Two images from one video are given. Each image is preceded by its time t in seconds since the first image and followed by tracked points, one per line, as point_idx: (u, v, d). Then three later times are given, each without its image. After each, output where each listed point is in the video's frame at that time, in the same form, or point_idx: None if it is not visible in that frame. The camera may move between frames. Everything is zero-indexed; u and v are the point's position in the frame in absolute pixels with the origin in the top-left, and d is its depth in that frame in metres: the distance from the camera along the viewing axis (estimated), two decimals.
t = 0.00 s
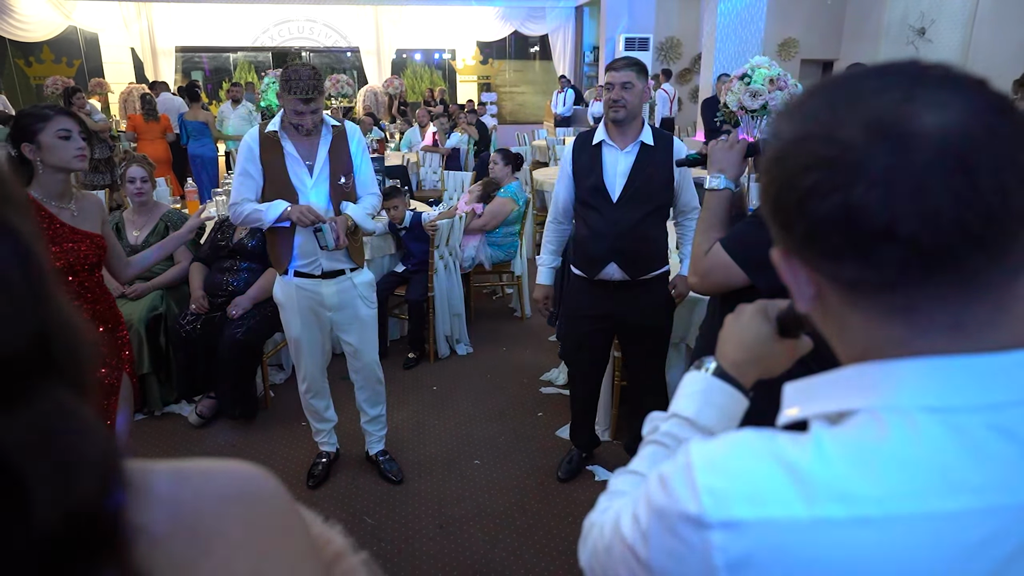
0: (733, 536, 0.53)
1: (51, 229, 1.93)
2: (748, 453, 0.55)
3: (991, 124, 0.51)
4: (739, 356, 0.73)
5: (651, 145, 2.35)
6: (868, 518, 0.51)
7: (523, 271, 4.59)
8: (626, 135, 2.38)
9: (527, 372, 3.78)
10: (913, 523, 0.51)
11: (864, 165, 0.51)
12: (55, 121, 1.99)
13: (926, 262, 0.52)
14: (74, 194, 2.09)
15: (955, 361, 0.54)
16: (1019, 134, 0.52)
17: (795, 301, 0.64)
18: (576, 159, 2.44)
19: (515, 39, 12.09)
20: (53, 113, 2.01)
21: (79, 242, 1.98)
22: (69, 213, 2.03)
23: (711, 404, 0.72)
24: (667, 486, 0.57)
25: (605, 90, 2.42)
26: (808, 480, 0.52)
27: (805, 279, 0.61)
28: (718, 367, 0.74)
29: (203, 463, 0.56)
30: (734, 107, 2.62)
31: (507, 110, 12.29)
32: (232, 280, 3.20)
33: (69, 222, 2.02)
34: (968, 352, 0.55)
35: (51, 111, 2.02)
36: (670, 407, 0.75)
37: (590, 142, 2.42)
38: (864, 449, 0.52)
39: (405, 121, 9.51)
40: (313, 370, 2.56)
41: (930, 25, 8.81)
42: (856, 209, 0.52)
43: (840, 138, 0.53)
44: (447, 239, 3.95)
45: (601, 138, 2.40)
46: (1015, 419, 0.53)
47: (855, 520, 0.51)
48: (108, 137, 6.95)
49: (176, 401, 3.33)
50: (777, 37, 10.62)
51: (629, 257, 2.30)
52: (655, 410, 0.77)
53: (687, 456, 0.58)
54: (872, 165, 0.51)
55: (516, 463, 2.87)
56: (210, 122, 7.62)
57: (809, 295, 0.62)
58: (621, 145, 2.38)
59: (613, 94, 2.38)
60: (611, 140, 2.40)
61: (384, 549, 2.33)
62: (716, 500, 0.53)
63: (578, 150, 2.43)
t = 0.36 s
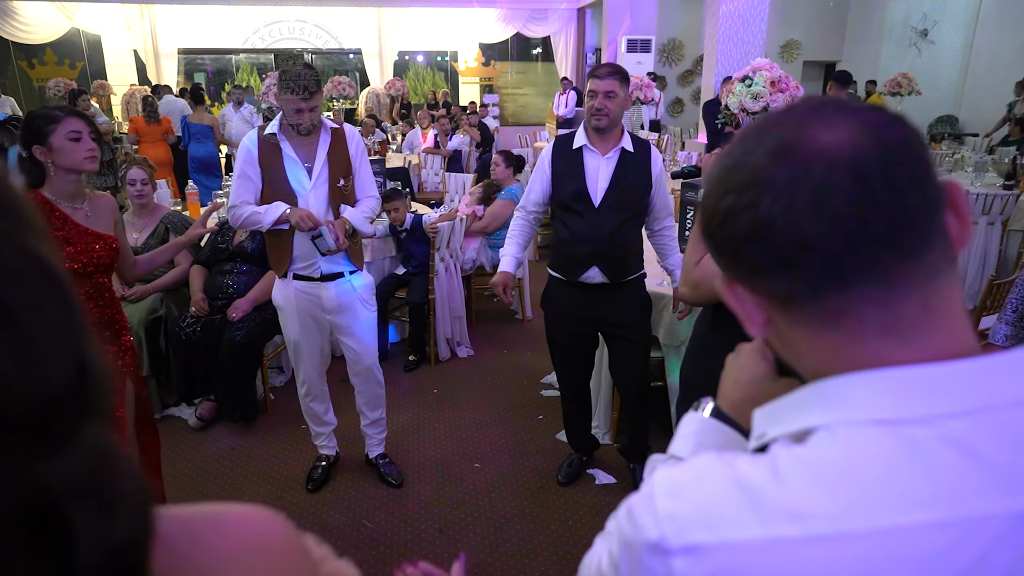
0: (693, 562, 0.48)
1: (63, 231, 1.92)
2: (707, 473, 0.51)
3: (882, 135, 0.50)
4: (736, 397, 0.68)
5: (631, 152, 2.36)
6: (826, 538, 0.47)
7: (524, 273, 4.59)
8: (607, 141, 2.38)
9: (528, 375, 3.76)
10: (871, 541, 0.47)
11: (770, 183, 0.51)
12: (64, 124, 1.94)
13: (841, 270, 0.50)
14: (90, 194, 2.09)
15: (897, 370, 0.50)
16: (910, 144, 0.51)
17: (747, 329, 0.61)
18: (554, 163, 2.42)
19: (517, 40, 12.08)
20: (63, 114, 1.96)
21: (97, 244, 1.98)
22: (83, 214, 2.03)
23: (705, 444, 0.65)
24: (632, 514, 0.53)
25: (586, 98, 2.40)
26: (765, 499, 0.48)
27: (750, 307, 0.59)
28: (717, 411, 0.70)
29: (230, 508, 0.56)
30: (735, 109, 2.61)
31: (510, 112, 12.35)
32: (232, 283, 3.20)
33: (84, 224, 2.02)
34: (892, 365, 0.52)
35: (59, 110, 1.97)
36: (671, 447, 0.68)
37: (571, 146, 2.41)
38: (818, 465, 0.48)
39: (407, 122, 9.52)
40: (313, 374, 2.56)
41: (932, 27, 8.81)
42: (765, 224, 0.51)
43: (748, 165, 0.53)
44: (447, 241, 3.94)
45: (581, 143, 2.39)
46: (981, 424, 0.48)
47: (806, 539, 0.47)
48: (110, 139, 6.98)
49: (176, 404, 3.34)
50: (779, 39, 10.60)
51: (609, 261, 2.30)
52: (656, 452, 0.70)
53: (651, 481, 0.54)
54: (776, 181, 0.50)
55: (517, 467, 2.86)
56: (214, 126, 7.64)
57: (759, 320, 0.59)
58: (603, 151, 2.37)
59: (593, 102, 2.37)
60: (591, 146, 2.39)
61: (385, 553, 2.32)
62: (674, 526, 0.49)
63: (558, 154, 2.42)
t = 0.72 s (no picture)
0: None
1: (58, 233, 1.93)
2: (665, 489, 0.50)
3: (817, 163, 0.49)
4: (733, 415, 0.66)
5: (619, 150, 2.35)
6: (775, 552, 0.46)
7: (520, 276, 4.58)
8: (596, 139, 2.38)
9: (524, 378, 3.76)
10: (817, 552, 0.46)
11: (712, 218, 0.49)
12: (54, 126, 1.94)
13: (781, 300, 0.50)
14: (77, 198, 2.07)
15: (837, 384, 0.50)
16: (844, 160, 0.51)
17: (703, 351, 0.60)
18: (544, 162, 2.41)
19: (515, 43, 12.06)
20: (54, 117, 1.96)
21: (85, 245, 1.97)
22: (71, 216, 2.01)
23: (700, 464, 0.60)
24: (600, 531, 0.52)
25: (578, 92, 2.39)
26: (718, 514, 0.47)
27: (701, 331, 0.57)
28: (711, 430, 0.67)
29: None
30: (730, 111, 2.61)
31: (508, 114, 12.37)
32: (227, 287, 3.20)
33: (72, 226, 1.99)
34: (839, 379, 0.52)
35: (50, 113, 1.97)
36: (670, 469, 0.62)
37: (561, 145, 2.40)
38: (768, 481, 0.47)
39: (405, 125, 9.52)
40: (307, 379, 2.55)
41: (928, 29, 8.83)
42: (710, 258, 0.50)
43: (688, 200, 0.51)
44: (444, 244, 3.93)
45: (571, 141, 2.39)
46: (929, 431, 0.47)
47: (754, 552, 0.46)
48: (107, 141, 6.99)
49: (170, 408, 3.32)
50: (776, 41, 10.61)
51: (606, 261, 2.29)
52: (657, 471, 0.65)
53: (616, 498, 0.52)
54: (717, 217, 0.49)
55: (513, 470, 2.85)
56: (218, 126, 7.65)
57: (710, 339, 0.57)
58: (591, 149, 2.37)
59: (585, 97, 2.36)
60: (580, 143, 2.39)
61: (381, 557, 2.31)
62: (634, 544, 0.48)
63: (546, 154, 2.40)
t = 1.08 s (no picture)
0: None
1: (41, 239, 1.88)
2: (659, 489, 0.50)
3: (804, 165, 0.50)
4: (718, 418, 0.66)
5: (616, 158, 2.36)
6: (766, 548, 0.46)
7: (516, 280, 4.58)
8: (591, 149, 2.38)
9: (520, 383, 3.76)
10: (807, 547, 0.46)
11: (703, 215, 0.50)
12: (34, 137, 1.93)
13: (768, 297, 0.50)
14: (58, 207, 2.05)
15: (832, 381, 0.50)
16: (832, 168, 0.52)
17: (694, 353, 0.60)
18: (542, 170, 2.43)
19: (510, 47, 12.05)
20: (34, 127, 1.95)
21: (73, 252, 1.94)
22: (55, 224, 1.99)
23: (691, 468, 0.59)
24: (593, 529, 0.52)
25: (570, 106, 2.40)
26: (711, 512, 0.47)
27: (691, 331, 0.58)
28: (697, 437, 0.70)
29: None
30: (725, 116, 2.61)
31: (503, 118, 12.39)
32: (222, 291, 3.19)
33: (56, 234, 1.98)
34: (828, 377, 0.52)
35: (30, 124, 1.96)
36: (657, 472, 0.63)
37: (557, 154, 2.41)
38: (760, 478, 0.47)
39: (400, 129, 9.53)
40: (301, 384, 2.55)
41: (921, 34, 8.88)
42: (697, 251, 0.51)
43: (681, 198, 0.52)
44: (439, 248, 3.93)
45: (567, 150, 2.40)
46: (918, 431, 0.47)
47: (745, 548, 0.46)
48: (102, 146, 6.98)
49: (165, 413, 3.31)
50: (771, 46, 10.65)
51: (597, 265, 2.30)
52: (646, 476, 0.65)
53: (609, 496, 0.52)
54: (706, 214, 0.50)
55: (509, 475, 2.85)
56: (217, 129, 7.63)
57: (701, 341, 0.58)
58: (588, 157, 2.38)
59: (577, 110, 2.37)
60: (577, 153, 2.39)
61: (378, 562, 2.30)
62: (627, 540, 0.48)
63: (545, 161, 2.42)
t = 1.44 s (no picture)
0: None
1: (24, 243, 1.84)
2: (651, 496, 0.50)
3: (784, 174, 0.51)
4: (709, 425, 0.66)
5: (628, 161, 2.37)
6: (759, 549, 0.46)
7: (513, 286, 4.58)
8: (603, 152, 2.40)
9: (517, 389, 3.75)
10: (799, 547, 0.46)
11: (685, 225, 0.51)
12: (8, 146, 1.89)
13: (752, 301, 0.50)
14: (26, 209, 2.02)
15: (816, 387, 0.50)
16: (812, 178, 0.52)
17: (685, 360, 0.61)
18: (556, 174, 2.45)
19: (506, 54, 12.06)
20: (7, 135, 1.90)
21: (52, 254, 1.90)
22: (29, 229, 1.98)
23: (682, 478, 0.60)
24: (589, 538, 0.51)
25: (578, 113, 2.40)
26: (704, 517, 0.47)
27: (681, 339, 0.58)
28: (688, 439, 0.69)
29: None
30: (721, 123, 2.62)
31: (499, 124, 12.43)
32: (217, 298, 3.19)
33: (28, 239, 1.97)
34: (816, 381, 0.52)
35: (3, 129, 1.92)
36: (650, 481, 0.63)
37: (571, 159, 2.43)
38: (751, 481, 0.47)
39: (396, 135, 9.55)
40: (297, 391, 2.53)
41: (913, 41, 8.95)
42: (681, 260, 0.51)
43: (665, 209, 0.53)
44: (436, 254, 3.93)
45: (580, 155, 2.42)
46: (906, 431, 0.48)
47: (741, 550, 0.46)
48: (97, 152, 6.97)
49: (160, 420, 3.29)
50: (764, 52, 10.71)
51: (604, 268, 2.29)
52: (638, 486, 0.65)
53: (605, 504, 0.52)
54: (692, 222, 0.50)
55: (506, 482, 2.84)
56: (213, 135, 7.62)
57: (692, 350, 0.58)
58: (600, 162, 2.39)
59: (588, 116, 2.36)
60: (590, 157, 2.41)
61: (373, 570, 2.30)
62: (623, 548, 0.48)
63: (559, 166, 2.44)
